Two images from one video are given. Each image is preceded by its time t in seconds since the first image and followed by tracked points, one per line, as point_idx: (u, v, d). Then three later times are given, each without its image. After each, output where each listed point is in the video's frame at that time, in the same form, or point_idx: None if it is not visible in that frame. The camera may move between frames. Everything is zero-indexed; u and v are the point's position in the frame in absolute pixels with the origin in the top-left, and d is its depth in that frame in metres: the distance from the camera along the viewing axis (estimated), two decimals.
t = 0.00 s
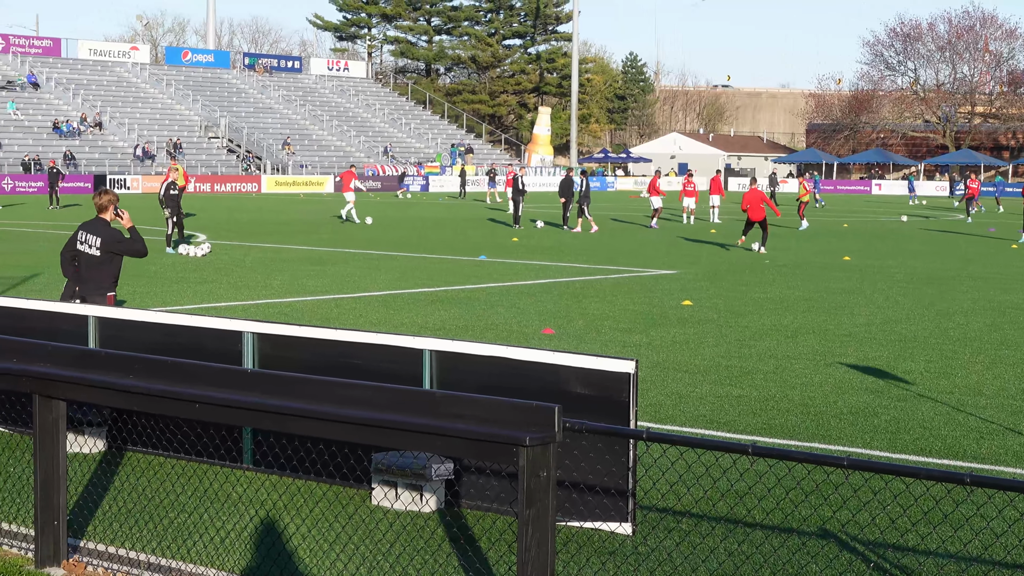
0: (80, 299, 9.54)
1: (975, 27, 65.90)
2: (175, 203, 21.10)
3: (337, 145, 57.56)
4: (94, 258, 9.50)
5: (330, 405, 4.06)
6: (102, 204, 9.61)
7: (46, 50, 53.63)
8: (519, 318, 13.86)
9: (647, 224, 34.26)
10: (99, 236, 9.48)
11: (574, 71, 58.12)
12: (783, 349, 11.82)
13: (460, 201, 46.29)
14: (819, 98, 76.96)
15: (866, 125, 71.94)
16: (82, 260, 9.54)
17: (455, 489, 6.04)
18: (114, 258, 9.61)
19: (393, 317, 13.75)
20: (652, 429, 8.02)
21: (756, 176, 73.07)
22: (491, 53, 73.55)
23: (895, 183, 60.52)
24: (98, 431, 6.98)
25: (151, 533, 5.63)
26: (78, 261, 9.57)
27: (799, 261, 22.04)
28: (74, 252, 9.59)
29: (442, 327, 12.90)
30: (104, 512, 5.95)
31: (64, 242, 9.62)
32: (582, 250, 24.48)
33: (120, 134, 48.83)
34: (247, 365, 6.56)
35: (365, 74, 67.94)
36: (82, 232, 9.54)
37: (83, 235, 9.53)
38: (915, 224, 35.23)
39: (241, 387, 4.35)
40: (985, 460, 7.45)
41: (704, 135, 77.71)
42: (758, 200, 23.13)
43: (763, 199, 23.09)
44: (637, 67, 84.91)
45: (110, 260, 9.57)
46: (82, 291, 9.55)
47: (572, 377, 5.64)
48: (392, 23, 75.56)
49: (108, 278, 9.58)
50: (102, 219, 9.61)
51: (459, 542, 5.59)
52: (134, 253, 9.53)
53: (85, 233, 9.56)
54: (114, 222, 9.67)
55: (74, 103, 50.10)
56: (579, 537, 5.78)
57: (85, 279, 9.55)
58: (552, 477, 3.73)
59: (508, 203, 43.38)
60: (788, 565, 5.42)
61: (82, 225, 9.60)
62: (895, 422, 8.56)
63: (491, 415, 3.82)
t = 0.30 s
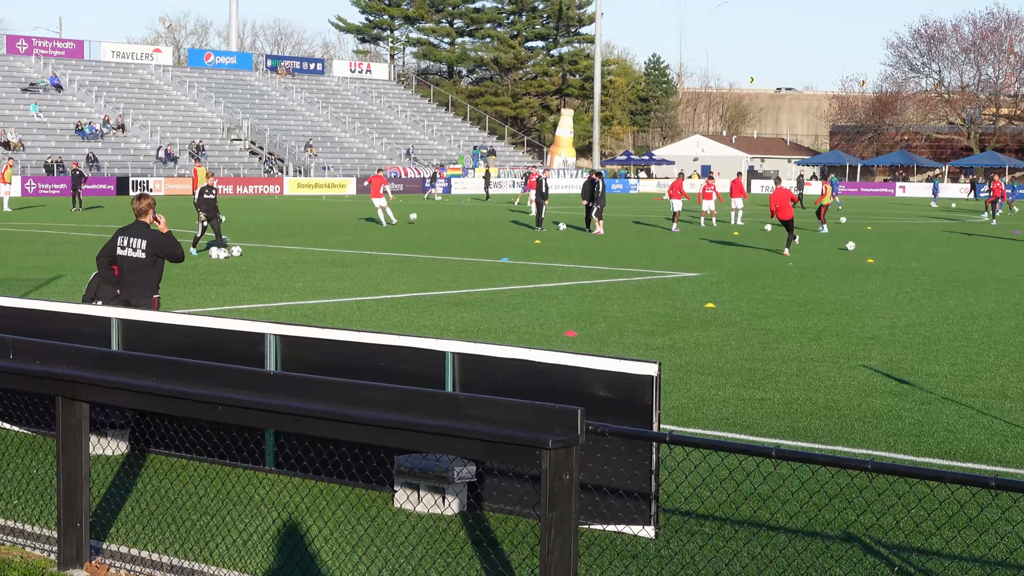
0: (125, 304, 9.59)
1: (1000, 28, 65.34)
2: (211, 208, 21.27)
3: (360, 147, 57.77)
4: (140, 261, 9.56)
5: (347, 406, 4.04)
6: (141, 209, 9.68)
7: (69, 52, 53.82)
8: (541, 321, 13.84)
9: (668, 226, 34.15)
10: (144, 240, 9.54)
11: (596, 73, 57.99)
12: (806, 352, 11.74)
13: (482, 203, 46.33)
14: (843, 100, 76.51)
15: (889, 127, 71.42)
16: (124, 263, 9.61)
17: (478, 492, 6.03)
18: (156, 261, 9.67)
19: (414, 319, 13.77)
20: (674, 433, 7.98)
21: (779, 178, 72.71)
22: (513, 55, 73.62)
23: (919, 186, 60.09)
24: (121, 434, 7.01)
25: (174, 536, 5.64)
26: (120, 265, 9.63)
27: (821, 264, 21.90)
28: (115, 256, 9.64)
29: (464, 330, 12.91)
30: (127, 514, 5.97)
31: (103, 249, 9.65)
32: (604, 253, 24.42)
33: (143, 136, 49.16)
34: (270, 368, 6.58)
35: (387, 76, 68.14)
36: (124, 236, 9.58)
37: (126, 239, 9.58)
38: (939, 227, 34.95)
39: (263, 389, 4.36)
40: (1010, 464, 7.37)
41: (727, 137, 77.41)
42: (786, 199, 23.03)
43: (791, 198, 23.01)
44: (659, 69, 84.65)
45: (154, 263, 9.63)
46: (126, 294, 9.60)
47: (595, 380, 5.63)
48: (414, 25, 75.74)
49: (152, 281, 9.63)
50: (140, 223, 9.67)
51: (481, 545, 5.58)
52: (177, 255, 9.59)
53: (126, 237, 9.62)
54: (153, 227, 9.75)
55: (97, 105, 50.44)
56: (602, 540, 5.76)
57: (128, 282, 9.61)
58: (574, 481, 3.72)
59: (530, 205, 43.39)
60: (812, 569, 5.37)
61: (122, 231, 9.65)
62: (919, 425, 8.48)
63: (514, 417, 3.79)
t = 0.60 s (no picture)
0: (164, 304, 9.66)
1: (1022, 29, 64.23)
2: (238, 209, 21.39)
3: (381, 150, 57.94)
4: (175, 261, 9.63)
5: (367, 409, 4.03)
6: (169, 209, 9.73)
7: (91, 55, 54.10)
8: (562, 323, 13.81)
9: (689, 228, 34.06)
10: (178, 239, 9.59)
11: (617, 77, 57.91)
12: (827, 355, 11.68)
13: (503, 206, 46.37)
14: (864, 101, 76.01)
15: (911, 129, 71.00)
16: (157, 263, 9.66)
17: (500, 495, 6.03)
18: (190, 258, 9.74)
19: (436, 322, 13.79)
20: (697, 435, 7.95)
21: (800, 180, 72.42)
22: (534, 57, 73.64)
23: (940, 188, 59.64)
24: (143, 436, 7.04)
25: (196, 538, 5.64)
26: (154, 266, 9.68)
27: (842, 267, 21.80)
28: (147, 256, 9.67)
29: (486, 332, 12.91)
30: (150, 516, 5.99)
31: (134, 250, 9.66)
32: (626, 255, 24.36)
33: (165, 139, 49.48)
34: (292, 370, 6.60)
35: (409, 79, 68.34)
36: (156, 236, 9.61)
37: (159, 239, 9.62)
38: (961, 228, 34.68)
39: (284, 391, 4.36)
40: None
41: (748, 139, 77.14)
42: (805, 201, 22.86)
43: (811, 199, 22.82)
44: (680, 71, 84.38)
45: (189, 261, 9.71)
46: (164, 295, 9.68)
47: (619, 383, 5.61)
48: (435, 28, 75.92)
49: (189, 280, 9.71)
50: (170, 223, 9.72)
51: (503, 548, 5.58)
52: (212, 253, 9.67)
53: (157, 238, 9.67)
54: (182, 226, 9.82)
55: (119, 108, 50.78)
56: (623, 543, 5.73)
57: (164, 282, 9.68)
58: (596, 484, 3.72)
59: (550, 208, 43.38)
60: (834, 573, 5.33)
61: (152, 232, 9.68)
62: (941, 429, 8.40)
63: (537, 420, 3.78)
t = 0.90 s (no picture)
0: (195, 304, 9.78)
1: None
2: (262, 213, 21.48)
3: (403, 152, 58.09)
4: (209, 262, 9.76)
5: (389, 411, 4.02)
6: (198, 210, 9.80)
7: (114, 58, 54.41)
8: (584, 326, 13.77)
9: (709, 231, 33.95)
10: (213, 240, 9.75)
11: (638, 80, 57.78)
12: (850, 358, 11.59)
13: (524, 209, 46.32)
14: (886, 104, 75.39)
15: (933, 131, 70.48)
16: (188, 263, 9.74)
17: (522, 498, 6.02)
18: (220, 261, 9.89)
19: (458, 325, 13.78)
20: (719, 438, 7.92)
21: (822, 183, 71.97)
22: (556, 60, 73.75)
23: (962, 191, 59.10)
24: (167, 439, 7.07)
25: (219, 540, 5.67)
26: (184, 266, 9.75)
27: (865, 270, 21.65)
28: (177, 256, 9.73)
29: (507, 335, 12.89)
30: (172, 519, 6.02)
31: (163, 250, 9.67)
32: (646, 258, 24.29)
33: (188, 142, 49.82)
34: (315, 372, 6.62)
35: (429, 82, 68.48)
36: (187, 239, 9.68)
37: (191, 241, 9.70)
38: (985, 231, 34.37)
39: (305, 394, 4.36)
40: None
41: (770, 142, 76.72)
42: (819, 201, 22.63)
43: (825, 200, 22.57)
44: (702, 74, 84.10)
45: (219, 263, 9.85)
46: (196, 295, 9.78)
47: (641, 385, 5.60)
48: (457, 31, 76.03)
49: (220, 281, 9.86)
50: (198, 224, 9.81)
51: (526, 552, 5.58)
52: (242, 254, 9.92)
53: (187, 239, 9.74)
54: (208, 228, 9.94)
55: (142, 112, 51.12)
56: (645, 546, 5.70)
57: (193, 283, 9.78)
58: (618, 488, 3.71)
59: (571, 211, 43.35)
60: None
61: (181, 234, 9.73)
62: (964, 432, 8.32)
63: (559, 423, 3.77)
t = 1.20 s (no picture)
0: (225, 306, 9.80)
1: None
2: (290, 216, 21.52)
3: (424, 155, 58.21)
4: (240, 266, 9.83)
5: (409, 413, 4.03)
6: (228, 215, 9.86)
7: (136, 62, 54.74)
8: (604, 328, 13.75)
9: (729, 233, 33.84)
10: (248, 245, 9.82)
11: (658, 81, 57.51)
12: (872, 360, 11.52)
13: (545, 212, 46.26)
14: (907, 105, 74.88)
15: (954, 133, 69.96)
16: (220, 265, 9.79)
17: (544, 499, 6.02)
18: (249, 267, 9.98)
19: (478, 327, 13.79)
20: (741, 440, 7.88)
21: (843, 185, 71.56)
22: (577, 62, 73.89)
23: (984, 192, 58.65)
24: (190, 441, 7.11)
25: (243, 541, 5.70)
26: (215, 267, 9.78)
27: (887, 271, 21.50)
28: (209, 258, 9.75)
29: (528, 337, 12.88)
30: (196, 521, 6.05)
31: (196, 252, 9.67)
32: (667, 260, 24.23)
33: (209, 145, 50.11)
34: (337, 375, 6.63)
35: (450, 84, 68.66)
36: (222, 242, 9.72)
37: (225, 244, 9.75)
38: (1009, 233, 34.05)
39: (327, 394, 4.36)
40: None
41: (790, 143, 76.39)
42: (835, 203, 22.59)
43: (841, 202, 22.54)
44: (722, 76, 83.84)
45: (248, 269, 9.94)
46: (226, 297, 9.81)
47: (661, 387, 5.59)
48: (478, 34, 76.16)
49: (247, 285, 9.93)
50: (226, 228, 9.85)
51: (548, 553, 5.58)
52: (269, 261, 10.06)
53: (217, 243, 9.78)
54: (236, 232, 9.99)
55: (164, 115, 51.45)
56: (667, 548, 5.68)
57: (222, 285, 9.83)
58: (640, 489, 3.71)
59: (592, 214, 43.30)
60: None
61: (213, 237, 9.76)
62: (987, 433, 8.24)
63: (581, 425, 3.77)
